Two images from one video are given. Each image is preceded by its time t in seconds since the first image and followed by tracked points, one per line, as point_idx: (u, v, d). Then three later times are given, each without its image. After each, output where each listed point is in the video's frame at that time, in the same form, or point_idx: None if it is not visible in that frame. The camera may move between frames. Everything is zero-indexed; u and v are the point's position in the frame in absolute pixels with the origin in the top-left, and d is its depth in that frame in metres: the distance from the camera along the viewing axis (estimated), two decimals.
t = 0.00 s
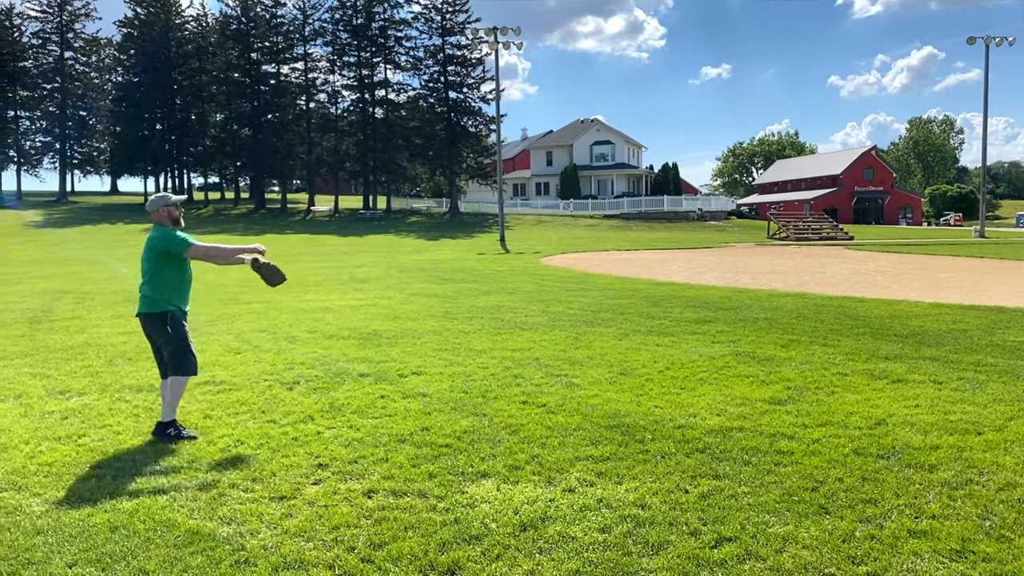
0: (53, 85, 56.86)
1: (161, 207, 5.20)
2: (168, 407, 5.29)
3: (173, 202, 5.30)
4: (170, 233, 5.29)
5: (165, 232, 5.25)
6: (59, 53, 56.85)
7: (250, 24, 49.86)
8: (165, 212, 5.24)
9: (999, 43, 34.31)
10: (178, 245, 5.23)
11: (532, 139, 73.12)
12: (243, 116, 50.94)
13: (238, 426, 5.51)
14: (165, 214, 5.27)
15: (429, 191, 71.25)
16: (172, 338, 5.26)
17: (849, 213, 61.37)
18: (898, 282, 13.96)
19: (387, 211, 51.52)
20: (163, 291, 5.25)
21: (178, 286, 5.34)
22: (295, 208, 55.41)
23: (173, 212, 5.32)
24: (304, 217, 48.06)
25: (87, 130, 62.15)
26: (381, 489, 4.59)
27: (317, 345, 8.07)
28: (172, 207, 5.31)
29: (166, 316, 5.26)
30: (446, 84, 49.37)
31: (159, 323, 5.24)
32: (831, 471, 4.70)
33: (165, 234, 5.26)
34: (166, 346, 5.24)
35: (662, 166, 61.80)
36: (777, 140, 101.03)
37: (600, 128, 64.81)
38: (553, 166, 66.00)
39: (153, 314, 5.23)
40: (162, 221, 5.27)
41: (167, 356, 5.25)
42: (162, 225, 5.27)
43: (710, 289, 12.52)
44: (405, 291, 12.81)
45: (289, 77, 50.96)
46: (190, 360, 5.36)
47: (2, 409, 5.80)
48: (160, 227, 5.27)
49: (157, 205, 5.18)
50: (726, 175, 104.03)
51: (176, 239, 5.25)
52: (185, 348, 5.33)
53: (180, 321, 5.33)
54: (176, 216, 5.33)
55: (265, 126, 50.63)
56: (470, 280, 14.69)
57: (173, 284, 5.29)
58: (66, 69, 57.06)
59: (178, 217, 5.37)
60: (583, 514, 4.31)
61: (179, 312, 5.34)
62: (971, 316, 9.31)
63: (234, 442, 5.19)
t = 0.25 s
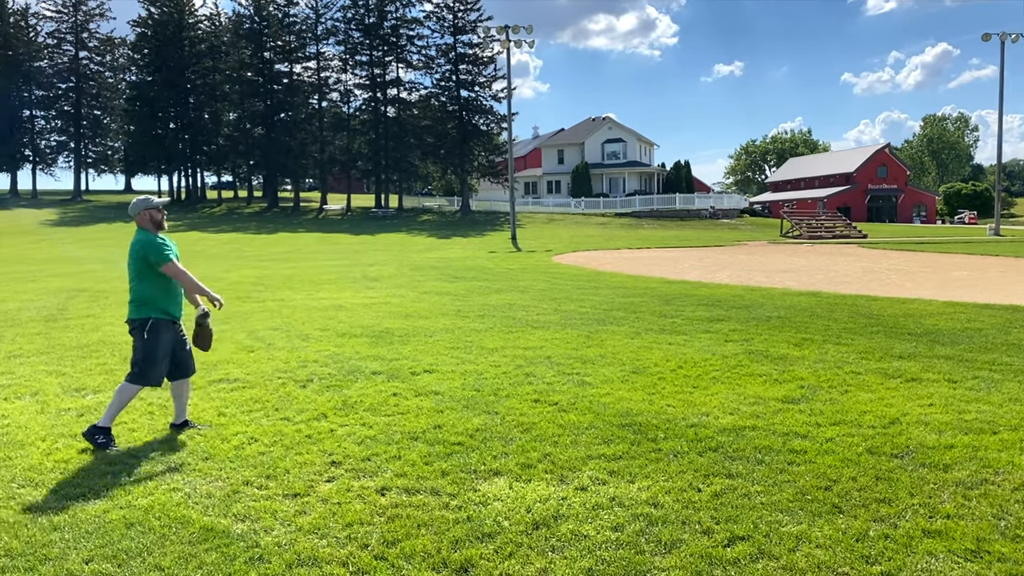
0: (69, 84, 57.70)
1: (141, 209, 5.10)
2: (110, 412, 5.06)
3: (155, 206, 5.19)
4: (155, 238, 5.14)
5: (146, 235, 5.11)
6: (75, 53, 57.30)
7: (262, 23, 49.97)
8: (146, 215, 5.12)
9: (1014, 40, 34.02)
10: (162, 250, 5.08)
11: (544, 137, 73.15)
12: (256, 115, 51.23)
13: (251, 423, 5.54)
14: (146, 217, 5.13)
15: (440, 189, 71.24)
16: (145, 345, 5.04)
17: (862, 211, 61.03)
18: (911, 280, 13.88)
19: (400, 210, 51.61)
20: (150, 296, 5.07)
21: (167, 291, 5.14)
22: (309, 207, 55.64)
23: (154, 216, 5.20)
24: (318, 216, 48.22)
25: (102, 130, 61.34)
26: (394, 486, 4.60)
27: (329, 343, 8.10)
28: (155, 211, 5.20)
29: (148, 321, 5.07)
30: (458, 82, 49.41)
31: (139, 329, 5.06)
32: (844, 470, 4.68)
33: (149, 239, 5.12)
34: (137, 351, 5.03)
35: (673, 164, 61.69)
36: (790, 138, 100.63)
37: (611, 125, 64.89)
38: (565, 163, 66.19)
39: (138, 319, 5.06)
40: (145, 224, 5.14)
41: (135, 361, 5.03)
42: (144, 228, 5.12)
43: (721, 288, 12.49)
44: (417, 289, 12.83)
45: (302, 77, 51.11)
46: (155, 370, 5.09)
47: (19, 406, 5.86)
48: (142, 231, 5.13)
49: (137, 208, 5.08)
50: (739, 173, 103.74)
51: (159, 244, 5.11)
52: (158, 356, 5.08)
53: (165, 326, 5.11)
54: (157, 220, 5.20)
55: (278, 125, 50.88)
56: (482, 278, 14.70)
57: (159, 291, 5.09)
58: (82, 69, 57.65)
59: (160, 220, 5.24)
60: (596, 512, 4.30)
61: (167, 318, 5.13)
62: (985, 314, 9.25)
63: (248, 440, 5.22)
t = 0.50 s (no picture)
0: (89, 84, 58.12)
1: (129, 209, 5.07)
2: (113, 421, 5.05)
3: (143, 205, 5.15)
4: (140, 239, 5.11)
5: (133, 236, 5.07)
6: (95, 53, 57.83)
7: (280, 23, 50.02)
8: (134, 214, 5.08)
9: None
10: (137, 253, 5.01)
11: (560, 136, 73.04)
12: (275, 115, 51.55)
13: (270, 420, 5.57)
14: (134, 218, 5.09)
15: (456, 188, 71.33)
16: (130, 349, 5.06)
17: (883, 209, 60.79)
18: (932, 280, 13.75)
19: (417, 209, 51.70)
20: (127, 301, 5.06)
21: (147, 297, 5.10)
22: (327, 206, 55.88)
23: (144, 215, 5.16)
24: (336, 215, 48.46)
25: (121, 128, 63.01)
26: (412, 484, 4.62)
27: (347, 341, 8.12)
28: (144, 210, 5.17)
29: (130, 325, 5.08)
30: (474, 81, 49.36)
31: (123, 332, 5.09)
32: (864, 470, 4.65)
33: (133, 239, 5.08)
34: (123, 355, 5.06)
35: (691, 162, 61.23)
36: (808, 136, 99.92)
37: (629, 123, 64.67)
38: (581, 162, 65.97)
39: (120, 322, 5.07)
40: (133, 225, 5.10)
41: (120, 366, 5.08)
42: (133, 229, 5.09)
43: (737, 287, 12.45)
44: (434, 288, 12.85)
45: (319, 76, 51.11)
46: (142, 374, 5.13)
47: (44, 403, 5.94)
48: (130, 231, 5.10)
49: (125, 208, 5.05)
50: (757, 171, 103.12)
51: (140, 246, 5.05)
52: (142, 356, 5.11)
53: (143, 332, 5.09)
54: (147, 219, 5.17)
55: (296, 125, 51.08)
56: (498, 277, 14.71)
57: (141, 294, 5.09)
58: (102, 69, 58.36)
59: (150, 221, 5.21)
60: (613, 511, 4.30)
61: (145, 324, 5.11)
62: (1006, 314, 9.15)
63: (267, 437, 5.25)
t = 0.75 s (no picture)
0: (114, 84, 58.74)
1: (124, 205, 5.11)
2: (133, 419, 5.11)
3: (139, 201, 5.19)
4: (133, 235, 5.14)
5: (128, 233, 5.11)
6: (119, 53, 58.38)
7: (302, 22, 50.28)
8: (129, 209, 5.12)
9: None
10: (129, 248, 5.03)
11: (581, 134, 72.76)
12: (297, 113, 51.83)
13: (292, 417, 5.60)
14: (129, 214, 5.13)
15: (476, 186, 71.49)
16: (131, 346, 5.07)
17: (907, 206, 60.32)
18: (957, 279, 13.58)
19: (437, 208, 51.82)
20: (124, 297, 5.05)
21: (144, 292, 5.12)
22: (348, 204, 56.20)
23: (139, 210, 5.20)
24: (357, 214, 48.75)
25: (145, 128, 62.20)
26: (433, 481, 4.63)
27: (369, 339, 8.15)
28: (138, 205, 5.21)
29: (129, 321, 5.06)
30: (495, 79, 49.39)
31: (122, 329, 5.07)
32: (888, 470, 4.61)
33: (127, 236, 5.11)
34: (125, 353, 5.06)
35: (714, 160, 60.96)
36: (832, 134, 99.03)
37: (650, 121, 64.25)
38: (602, 160, 65.67)
39: (117, 319, 5.06)
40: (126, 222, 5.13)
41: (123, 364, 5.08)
42: (127, 225, 5.13)
43: (758, 285, 12.37)
44: (455, 286, 12.88)
45: (341, 75, 51.39)
46: (146, 371, 5.14)
47: (71, 399, 6.01)
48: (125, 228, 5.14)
49: (121, 204, 5.09)
50: (779, 169, 102.34)
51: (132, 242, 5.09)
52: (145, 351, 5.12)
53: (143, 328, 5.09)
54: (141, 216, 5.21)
55: (317, 124, 51.37)
56: (518, 275, 14.71)
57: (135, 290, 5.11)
58: (126, 69, 58.94)
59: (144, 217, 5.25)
60: (635, 510, 4.29)
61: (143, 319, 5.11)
62: None
63: (289, 433, 5.29)
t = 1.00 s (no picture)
0: (141, 83, 59.47)
1: (135, 205, 5.16)
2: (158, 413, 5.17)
3: (150, 201, 5.25)
4: (141, 233, 5.16)
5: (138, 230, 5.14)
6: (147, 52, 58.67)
7: (326, 21, 50.50)
8: (140, 209, 5.17)
9: None
10: (136, 244, 5.04)
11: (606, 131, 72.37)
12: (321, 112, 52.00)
13: (317, 413, 5.64)
14: (140, 212, 5.19)
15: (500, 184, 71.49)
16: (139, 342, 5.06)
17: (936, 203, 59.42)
18: (985, 277, 13.36)
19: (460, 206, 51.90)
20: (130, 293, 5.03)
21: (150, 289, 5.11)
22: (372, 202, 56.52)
23: (150, 210, 5.25)
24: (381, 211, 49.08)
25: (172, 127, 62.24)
26: (457, 477, 4.64)
27: (393, 336, 8.19)
28: (149, 206, 5.26)
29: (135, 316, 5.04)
30: (519, 77, 49.24)
31: (128, 326, 5.06)
32: (916, 471, 4.55)
33: (135, 234, 5.14)
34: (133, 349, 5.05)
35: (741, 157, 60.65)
36: (859, 131, 97.81)
37: (675, 118, 63.78)
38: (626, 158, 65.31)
39: (125, 316, 5.04)
40: (136, 220, 5.18)
41: (133, 360, 5.08)
42: (137, 224, 5.17)
43: (781, 283, 12.28)
44: (478, 284, 12.91)
45: (365, 74, 51.81)
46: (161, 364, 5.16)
47: (102, 394, 6.10)
48: (135, 227, 5.18)
49: (131, 204, 5.14)
50: (806, 166, 101.26)
51: (138, 238, 5.09)
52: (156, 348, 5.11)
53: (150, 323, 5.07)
54: (153, 214, 5.27)
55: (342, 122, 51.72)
56: (541, 272, 14.72)
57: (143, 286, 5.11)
58: (153, 68, 59.27)
59: (156, 216, 5.31)
60: (659, 508, 4.27)
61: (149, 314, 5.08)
62: None
63: (315, 430, 5.32)
